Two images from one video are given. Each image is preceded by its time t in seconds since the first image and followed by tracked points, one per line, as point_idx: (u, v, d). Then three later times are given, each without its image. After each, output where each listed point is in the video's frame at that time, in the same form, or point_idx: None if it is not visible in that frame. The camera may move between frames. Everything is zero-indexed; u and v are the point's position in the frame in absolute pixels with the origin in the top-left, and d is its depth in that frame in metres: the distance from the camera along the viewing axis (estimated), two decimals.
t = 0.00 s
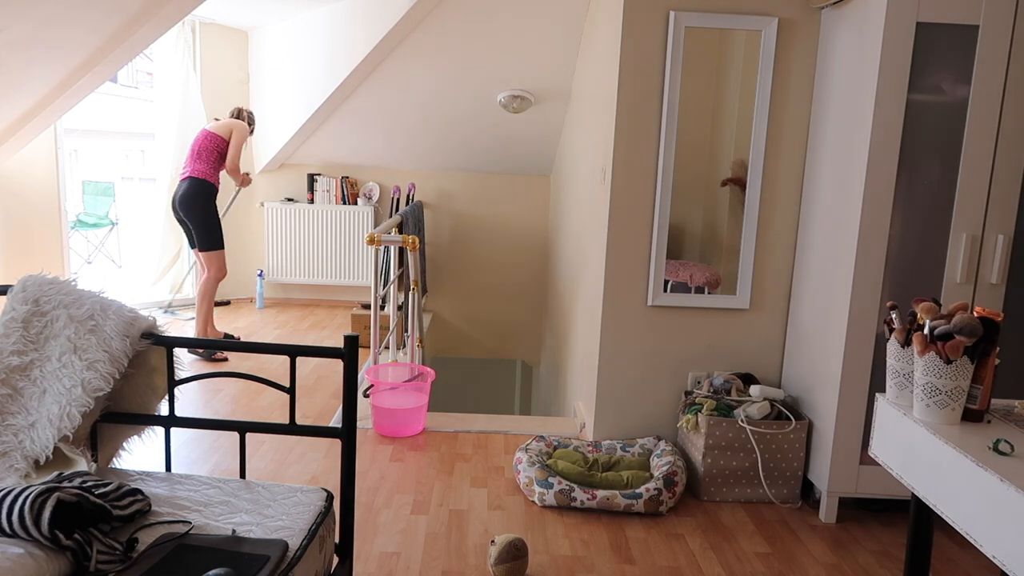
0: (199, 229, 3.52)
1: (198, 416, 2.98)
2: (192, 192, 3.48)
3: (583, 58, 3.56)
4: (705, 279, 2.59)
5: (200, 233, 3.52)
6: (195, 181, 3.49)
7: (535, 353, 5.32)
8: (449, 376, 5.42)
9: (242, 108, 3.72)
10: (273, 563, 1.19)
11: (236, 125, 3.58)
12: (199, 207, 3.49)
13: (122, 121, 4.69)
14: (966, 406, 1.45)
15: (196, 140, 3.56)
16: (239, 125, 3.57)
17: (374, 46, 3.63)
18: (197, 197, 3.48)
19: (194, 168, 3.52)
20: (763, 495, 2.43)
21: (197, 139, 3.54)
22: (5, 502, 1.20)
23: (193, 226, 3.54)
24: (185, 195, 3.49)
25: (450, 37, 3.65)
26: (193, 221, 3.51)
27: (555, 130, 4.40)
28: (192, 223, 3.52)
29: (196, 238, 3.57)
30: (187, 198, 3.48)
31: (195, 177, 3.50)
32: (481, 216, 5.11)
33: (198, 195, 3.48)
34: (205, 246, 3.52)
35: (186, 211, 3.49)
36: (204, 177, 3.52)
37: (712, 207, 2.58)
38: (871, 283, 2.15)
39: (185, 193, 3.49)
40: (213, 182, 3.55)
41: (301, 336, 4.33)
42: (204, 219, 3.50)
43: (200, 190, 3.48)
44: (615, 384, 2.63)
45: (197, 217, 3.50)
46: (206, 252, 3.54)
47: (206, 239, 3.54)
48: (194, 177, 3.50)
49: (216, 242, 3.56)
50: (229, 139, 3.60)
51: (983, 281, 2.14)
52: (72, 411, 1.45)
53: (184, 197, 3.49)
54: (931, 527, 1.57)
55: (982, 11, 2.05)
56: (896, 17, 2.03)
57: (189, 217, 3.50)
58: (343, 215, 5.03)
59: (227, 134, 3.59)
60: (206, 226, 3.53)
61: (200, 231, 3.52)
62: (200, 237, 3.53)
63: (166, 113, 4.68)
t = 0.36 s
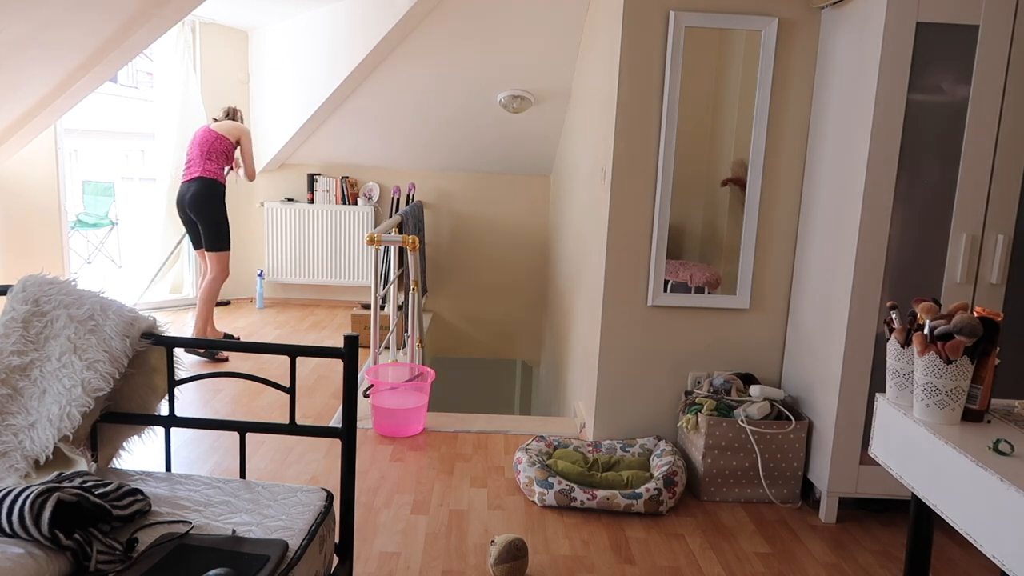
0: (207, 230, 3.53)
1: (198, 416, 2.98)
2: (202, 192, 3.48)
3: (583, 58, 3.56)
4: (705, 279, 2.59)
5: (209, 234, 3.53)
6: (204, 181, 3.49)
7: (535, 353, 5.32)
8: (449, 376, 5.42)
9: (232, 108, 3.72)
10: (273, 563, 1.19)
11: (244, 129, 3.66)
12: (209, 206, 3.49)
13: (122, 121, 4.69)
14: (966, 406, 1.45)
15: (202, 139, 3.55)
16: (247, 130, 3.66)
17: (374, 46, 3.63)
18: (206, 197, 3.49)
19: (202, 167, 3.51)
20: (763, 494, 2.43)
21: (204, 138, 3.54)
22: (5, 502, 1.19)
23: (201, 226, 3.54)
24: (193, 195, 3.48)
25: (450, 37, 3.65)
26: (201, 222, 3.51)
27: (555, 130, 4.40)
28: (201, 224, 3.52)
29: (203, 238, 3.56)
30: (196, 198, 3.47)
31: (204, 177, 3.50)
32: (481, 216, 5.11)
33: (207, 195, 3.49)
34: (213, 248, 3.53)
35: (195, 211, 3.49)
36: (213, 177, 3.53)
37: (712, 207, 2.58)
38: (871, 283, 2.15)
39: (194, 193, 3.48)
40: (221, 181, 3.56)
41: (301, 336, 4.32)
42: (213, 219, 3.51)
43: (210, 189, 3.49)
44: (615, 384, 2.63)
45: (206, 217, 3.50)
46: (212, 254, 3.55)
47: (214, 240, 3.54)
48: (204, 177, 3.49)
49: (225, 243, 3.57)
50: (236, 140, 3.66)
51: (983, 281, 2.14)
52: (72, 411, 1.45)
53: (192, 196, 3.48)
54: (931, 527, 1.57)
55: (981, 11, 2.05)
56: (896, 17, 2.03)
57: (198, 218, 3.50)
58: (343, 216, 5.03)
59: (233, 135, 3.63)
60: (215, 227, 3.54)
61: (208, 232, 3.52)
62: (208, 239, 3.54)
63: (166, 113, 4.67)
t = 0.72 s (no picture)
0: (214, 237, 3.53)
1: (198, 416, 2.98)
2: (204, 200, 3.48)
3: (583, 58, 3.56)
4: (705, 279, 2.59)
5: (214, 241, 3.52)
6: (205, 188, 3.48)
7: (535, 353, 5.32)
8: (449, 376, 5.42)
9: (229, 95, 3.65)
10: (273, 563, 1.19)
11: (229, 116, 3.46)
12: (211, 213, 3.49)
13: (122, 121, 4.69)
14: (966, 406, 1.45)
15: (197, 143, 3.49)
16: (233, 116, 3.46)
17: (374, 46, 3.63)
18: (207, 204, 3.48)
19: (202, 174, 3.49)
20: (763, 494, 2.43)
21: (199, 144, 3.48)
22: (5, 502, 1.19)
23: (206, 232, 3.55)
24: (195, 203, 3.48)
25: (450, 38, 3.64)
26: (206, 229, 3.52)
27: (555, 130, 4.39)
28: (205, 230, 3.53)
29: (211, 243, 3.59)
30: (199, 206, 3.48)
31: (205, 184, 3.49)
32: (481, 216, 5.10)
33: (209, 202, 3.49)
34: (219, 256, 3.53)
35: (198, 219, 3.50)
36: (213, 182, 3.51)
37: (712, 207, 2.58)
38: (871, 283, 2.15)
39: (197, 201, 3.49)
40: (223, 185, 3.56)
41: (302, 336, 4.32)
42: (217, 226, 3.51)
43: (210, 196, 3.48)
44: (615, 384, 2.63)
45: (211, 224, 3.51)
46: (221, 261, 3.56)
47: (220, 246, 3.54)
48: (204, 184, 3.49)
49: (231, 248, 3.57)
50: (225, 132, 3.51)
51: (983, 281, 2.14)
52: (72, 411, 1.45)
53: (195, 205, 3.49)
54: (931, 527, 1.57)
55: (981, 11, 2.05)
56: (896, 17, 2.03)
57: (203, 225, 3.51)
58: (343, 216, 5.02)
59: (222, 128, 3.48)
60: (221, 233, 3.54)
61: (215, 239, 3.52)
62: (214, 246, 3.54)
63: (166, 113, 4.68)
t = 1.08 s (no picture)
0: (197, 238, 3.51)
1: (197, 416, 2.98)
2: (183, 197, 3.46)
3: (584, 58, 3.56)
4: (705, 279, 2.59)
5: (195, 239, 3.51)
6: (184, 186, 3.47)
7: (534, 353, 5.33)
8: (449, 376, 5.42)
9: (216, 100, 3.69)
10: (273, 563, 1.19)
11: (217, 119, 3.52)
12: (191, 211, 3.47)
13: (122, 121, 4.68)
14: (966, 406, 1.45)
15: (178, 141, 3.49)
16: (220, 121, 3.52)
17: (374, 46, 3.63)
18: (187, 201, 3.46)
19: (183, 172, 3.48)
20: (763, 494, 2.43)
21: (180, 142, 3.48)
22: (5, 502, 1.19)
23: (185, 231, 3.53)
24: (174, 200, 3.46)
25: (450, 37, 3.64)
26: (185, 227, 3.49)
27: (556, 130, 4.39)
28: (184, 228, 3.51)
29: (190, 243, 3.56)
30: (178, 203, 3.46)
31: (184, 181, 3.47)
32: (481, 216, 5.11)
33: (189, 199, 3.47)
34: (203, 255, 3.53)
35: (177, 217, 3.47)
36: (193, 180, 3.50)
37: (712, 207, 2.58)
38: (871, 282, 2.15)
39: (175, 198, 3.46)
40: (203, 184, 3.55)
41: (302, 336, 4.33)
42: (198, 223, 3.49)
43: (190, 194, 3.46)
44: (615, 384, 2.63)
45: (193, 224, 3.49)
46: (203, 260, 3.55)
47: (201, 244, 3.53)
48: (183, 181, 3.47)
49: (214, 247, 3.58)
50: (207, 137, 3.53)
51: (983, 281, 2.14)
52: (72, 411, 1.45)
53: (173, 202, 3.46)
54: (932, 527, 1.57)
55: (981, 11, 2.05)
56: (897, 17, 2.03)
57: (182, 223, 3.49)
58: (343, 216, 5.03)
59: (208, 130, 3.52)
60: (201, 231, 3.52)
61: (197, 238, 3.51)
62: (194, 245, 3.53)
63: (166, 113, 4.69)
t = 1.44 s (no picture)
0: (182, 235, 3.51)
1: (197, 416, 2.98)
2: (168, 193, 3.47)
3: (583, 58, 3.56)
4: (705, 279, 2.59)
5: (178, 236, 3.50)
6: (170, 182, 3.47)
7: (534, 353, 5.32)
8: (449, 376, 5.42)
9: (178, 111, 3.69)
10: (273, 563, 1.19)
11: (200, 130, 3.67)
12: (177, 207, 3.48)
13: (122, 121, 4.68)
14: (966, 406, 1.45)
15: (160, 141, 3.50)
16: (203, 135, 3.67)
17: (374, 46, 3.63)
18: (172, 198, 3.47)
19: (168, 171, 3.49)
20: (763, 494, 2.43)
21: (162, 141, 3.49)
22: (5, 502, 1.19)
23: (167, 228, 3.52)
24: (159, 196, 3.45)
25: (450, 37, 3.65)
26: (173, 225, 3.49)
27: (556, 130, 4.39)
28: (167, 224, 3.50)
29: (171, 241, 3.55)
30: (162, 199, 3.45)
31: (169, 178, 3.48)
32: (481, 216, 5.11)
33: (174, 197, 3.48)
34: (189, 253, 3.53)
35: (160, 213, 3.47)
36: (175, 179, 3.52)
37: (712, 207, 2.58)
38: (871, 282, 2.15)
39: (158, 194, 3.45)
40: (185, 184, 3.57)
41: (301, 336, 4.32)
42: (183, 220, 3.49)
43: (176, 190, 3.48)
44: (615, 384, 2.63)
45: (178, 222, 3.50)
46: (190, 258, 3.55)
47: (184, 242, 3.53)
48: (167, 178, 3.48)
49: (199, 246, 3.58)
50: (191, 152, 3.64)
51: (983, 281, 2.14)
52: (72, 411, 1.45)
53: (158, 198, 3.45)
54: (932, 527, 1.57)
55: (981, 11, 2.05)
56: (897, 17, 2.03)
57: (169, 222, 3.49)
58: (343, 216, 5.03)
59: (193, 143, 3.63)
60: (184, 229, 3.52)
61: (181, 236, 3.51)
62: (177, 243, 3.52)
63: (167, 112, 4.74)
